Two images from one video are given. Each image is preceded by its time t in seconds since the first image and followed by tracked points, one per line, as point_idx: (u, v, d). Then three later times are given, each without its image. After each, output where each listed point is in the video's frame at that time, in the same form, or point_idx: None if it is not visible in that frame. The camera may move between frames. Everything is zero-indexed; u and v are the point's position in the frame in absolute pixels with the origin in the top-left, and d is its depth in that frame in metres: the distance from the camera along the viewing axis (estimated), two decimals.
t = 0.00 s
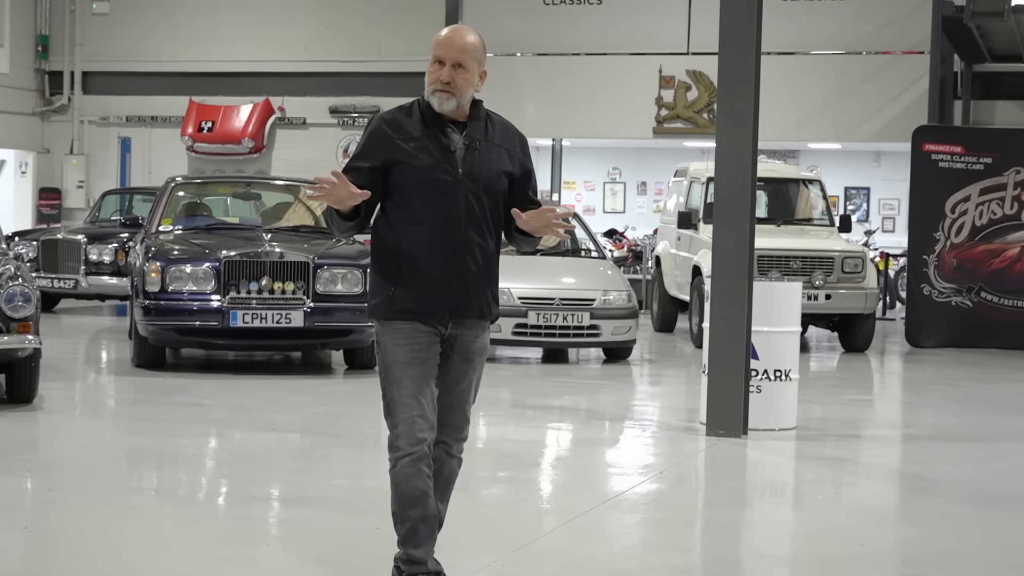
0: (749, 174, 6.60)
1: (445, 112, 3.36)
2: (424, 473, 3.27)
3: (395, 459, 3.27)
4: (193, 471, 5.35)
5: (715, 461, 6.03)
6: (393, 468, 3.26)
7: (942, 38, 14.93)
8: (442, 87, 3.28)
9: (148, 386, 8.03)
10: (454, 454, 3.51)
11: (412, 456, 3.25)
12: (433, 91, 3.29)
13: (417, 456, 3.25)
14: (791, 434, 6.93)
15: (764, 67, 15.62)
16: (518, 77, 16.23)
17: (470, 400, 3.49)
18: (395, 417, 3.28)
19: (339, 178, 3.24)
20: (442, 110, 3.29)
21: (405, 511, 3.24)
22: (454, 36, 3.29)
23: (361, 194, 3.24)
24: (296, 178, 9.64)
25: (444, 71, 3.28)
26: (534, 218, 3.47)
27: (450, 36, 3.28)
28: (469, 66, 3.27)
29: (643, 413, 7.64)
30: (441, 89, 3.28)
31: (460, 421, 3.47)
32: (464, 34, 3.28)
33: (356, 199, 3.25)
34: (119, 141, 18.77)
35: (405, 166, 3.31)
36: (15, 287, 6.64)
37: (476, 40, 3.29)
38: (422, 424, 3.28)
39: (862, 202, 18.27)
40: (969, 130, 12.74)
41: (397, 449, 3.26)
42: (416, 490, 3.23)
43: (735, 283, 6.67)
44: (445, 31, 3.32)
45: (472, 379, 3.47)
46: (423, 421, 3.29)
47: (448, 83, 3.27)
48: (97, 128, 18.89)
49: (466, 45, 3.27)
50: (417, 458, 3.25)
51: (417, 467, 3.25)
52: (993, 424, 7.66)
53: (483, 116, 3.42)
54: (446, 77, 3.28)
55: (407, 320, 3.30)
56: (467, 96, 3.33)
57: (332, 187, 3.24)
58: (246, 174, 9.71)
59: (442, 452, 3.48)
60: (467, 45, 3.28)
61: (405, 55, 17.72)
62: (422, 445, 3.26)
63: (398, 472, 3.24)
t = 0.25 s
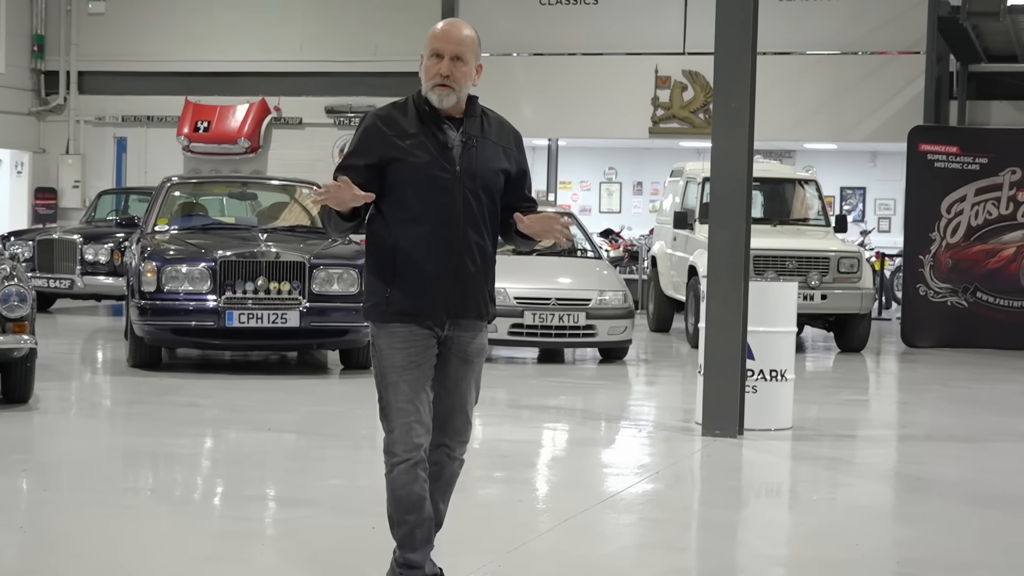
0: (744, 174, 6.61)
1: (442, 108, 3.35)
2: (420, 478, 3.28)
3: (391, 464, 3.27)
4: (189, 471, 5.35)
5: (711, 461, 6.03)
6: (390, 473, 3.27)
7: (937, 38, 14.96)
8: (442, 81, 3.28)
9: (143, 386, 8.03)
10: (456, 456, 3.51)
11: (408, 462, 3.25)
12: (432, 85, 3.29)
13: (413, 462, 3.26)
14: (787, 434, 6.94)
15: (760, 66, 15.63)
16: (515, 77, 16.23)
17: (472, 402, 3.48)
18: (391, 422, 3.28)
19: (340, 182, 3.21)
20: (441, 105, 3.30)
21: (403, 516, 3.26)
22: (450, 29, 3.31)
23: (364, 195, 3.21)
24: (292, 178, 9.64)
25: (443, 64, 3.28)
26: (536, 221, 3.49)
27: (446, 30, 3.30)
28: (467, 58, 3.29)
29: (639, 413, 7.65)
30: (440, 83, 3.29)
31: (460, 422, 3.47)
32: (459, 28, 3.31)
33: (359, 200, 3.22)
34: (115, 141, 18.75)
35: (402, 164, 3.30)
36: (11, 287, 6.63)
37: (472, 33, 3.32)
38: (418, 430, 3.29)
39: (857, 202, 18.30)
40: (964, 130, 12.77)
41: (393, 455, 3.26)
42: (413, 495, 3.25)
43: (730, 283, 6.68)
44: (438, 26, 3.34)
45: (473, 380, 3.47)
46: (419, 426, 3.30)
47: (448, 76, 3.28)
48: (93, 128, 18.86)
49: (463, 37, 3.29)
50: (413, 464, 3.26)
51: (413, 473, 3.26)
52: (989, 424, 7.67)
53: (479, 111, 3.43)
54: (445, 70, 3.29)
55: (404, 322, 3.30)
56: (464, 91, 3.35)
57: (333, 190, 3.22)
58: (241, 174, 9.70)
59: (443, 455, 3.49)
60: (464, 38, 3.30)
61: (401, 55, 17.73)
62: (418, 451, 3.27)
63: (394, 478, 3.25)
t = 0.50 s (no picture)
0: (740, 176, 6.61)
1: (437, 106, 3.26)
2: (414, 485, 3.25)
3: (383, 471, 3.25)
4: (184, 474, 5.34)
5: (706, 464, 6.04)
6: (381, 479, 3.25)
7: (932, 41, 14.98)
8: (442, 78, 3.18)
9: (139, 388, 8.01)
10: (484, 463, 3.37)
11: (398, 469, 3.23)
12: (432, 84, 3.19)
13: (406, 469, 3.23)
14: (783, 437, 6.94)
15: (756, 69, 15.66)
16: (510, 80, 16.25)
17: (492, 408, 3.34)
18: (382, 430, 3.25)
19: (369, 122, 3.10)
20: (441, 103, 3.22)
21: (395, 523, 3.24)
22: (446, 25, 3.20)
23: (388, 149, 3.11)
24: (287, 180, 9.63)
25: (443, 61, 3.18)
26: (509, 164, 3.23)
27: (440, 26, 3.19)
28: (465, 54, 3.19)
29: (635, 415, 7.65)
30: (441, 81, 3.19)
31: (481, 432, 3.32)
32: (455, 24, 3.21)
33: (383, 159, 3.11)
34: (110, 143, 18.73)
35: (393, 163, 3.22)
36: (6, 289, 6.61)
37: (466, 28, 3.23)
38: (409, 437, 3.25)
39: (853, 204, 18.34)
40: (960, 133, 12.79)
41: (384, 463, 3.25)
42: (405, 502, 3.22)
43: (727, 286, 6.68)
44: (432, 22, 3.23)
45: (487, 388, 3.33)
46: (411, 434, 3.25)
47: (449, 73, 3.18)
48: (89, 130, 18.86)
49: (459, 33, 3.19)
50: (405, 471, 3.23)
51: (405, 479, 3.23)
52: (984, 426, 7.69)
53: (471, 111, 3.35)
54: (445, 67, 3.18)
55: (396, 326, 3.24)
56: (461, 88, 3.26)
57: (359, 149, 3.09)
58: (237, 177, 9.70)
59: (471, 464, 3.36)
60: (461, 34, 3.21)
61: (397, 57, 17.73)
62: (410, 458, 3.24)
63: (385, 485, 3.24)
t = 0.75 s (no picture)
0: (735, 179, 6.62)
1: (429, 102, 3.23)
2: (410, 489, 3.22)
3: (379, 476, 3.22)
4: (179, 477, 5.34)
5: (701, 467, 6.05)
6: (378, 483, 3.23)
7: (927, 44, 15.00)
8: (433, 69, 3.15)
9: (134, 391, 8.01)
10: (495, 469, 3.23)
11: (393, 474, 3.19)
12: (422, 77, 3.16)
13: (400, 473, 3.20)
14: (778, 439, 6.95)
15: (751, 71, 15.68)
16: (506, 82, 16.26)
17: (495, 407, 3.24)
18: (378, 436, 3.22)
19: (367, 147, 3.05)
20: (432, 95, 3.17)
21: (391, 526, 3.22)
22: (438, 21, 3.20)
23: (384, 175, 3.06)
24: (282, 183, 9.64)
25: (433, 54, 3.16)
26: (513, 194, 3.19)
27: (432, 22, 3.19)
28: (456, 48, 3.18)
29: (630, 418, 7.65)
30: (431, 72, 3.16)
31: (484, 432, 3.22)
32: (446, 20, 3.21)
33: (377, 184, 3.06)
34: (105, 147, 18.75)
35: (384, 164, 3.19)
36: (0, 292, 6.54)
37: (459, 27, 3.22)
38: (405, 441, 3.21)
39: (848, 207, 18.31)
40: (955, 136, 12.81)
41: (380, 468, 3.22)
42: (400, 506, 3.20)
43: (721, 289, 6.69)
44: (424, 21, 3.23)
45: (486, 387, 3.24)
46: (406, 439, 3.22)
47: (439, 64, 3.15)
48: (84, 133, 18.85)
49: (450, 28, 3.19)
50: (399, 475, 3.20)
51: (400, 484, 3.20)
52: (979, 428, 7.70)
53: (466, 110, 3.29)
54: (435, 59, 3.16)
55: (390, 329, 3.20)
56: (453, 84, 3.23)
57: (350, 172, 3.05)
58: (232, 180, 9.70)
59: (481, 470, 3.22)
60: (453, 31, 3.20)
61: (393, 60, 17.72)
62: (407, 462, 3.21)
63: (381, 488, 3.21)
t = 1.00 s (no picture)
0: (729, 183, 6.63)
1: (433, 107, 3.19)
2: (408, 498, 3.21)
3: (378, 483, 3.22)
4: (173, 482, 5.33)
5: (695, 471, 6.06)
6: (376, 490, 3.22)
7: (921, 47, 15.05)
8: (436, 76, 3.13)
9: (128, 395, 8.00)
10: (494, 480, 3.17)
11: (390, 482, 3.19)
12: (426, 83, 3.14)
13: (398, 482, 3.19)
14: (771, 443, 6.96)
15: (746, 75, 15.74)
16: (500, 86, 16.29)
17: (491, 421, 3.20)
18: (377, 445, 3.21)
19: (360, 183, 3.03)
20: (435, 101, 3.15)
21: (387, 533, 3.22)
22: (443, 26, 3.17)
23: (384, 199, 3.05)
24: (276, 187, 9.64)
25: (436, 60, 3.13)
26: (516, 205, 3.10)
27: (437, 26, 3.16)
28: (460, 54, 3.14)
29: (624, 422, 7.66)
30: (435, 79, 3.13)
31: (482, 445, 3.16)
32: (451, 24, 3.17)
33: (376, 208, 3.05)
34: (99, 150, 18.65)
35: (388, 172, 3.16)
36: None
37: (464, 31, 3.18)
38: (405, 450, 3.19)
39: (842, 210, 18.37)
40: (949, 139, 12.84)
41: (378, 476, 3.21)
42: (397, 513, 3.19)
43: (716, 292, 6.70)
44: (429, 25, 3.20)
45: (486, 401, 3.20)
46: (406, 448, 3.19)
47: (442, 71, 3.13)
48: (78, 137, 18.80)
49: (455, 33, 3.15)
50: (398, 484, 3.19)
51: (397, 492, 3.19)
52: (972, 432, 7.72)
53: (474, 115, 3.24)
54: (439, 66, 3.13)
55: (392, 337, 3.18)
56: (458, 91, 3.19)
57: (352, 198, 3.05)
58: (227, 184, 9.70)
59: (478, 480, 3.16)
60: (458, 35, 3.16)
61: (387, 64, 17.73)
62: (406, 470, 3.19)
63: (379, 495, 3.21)
